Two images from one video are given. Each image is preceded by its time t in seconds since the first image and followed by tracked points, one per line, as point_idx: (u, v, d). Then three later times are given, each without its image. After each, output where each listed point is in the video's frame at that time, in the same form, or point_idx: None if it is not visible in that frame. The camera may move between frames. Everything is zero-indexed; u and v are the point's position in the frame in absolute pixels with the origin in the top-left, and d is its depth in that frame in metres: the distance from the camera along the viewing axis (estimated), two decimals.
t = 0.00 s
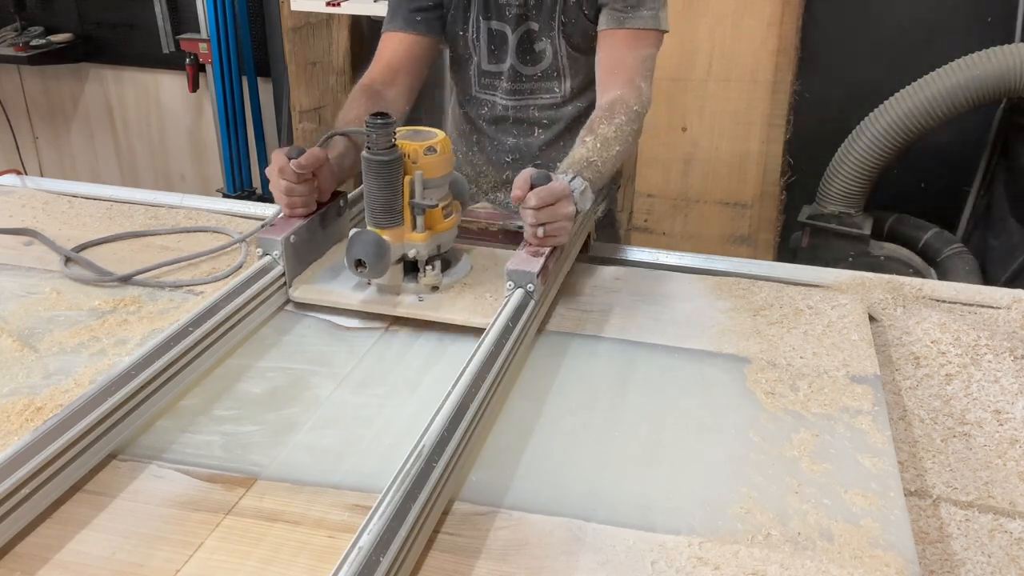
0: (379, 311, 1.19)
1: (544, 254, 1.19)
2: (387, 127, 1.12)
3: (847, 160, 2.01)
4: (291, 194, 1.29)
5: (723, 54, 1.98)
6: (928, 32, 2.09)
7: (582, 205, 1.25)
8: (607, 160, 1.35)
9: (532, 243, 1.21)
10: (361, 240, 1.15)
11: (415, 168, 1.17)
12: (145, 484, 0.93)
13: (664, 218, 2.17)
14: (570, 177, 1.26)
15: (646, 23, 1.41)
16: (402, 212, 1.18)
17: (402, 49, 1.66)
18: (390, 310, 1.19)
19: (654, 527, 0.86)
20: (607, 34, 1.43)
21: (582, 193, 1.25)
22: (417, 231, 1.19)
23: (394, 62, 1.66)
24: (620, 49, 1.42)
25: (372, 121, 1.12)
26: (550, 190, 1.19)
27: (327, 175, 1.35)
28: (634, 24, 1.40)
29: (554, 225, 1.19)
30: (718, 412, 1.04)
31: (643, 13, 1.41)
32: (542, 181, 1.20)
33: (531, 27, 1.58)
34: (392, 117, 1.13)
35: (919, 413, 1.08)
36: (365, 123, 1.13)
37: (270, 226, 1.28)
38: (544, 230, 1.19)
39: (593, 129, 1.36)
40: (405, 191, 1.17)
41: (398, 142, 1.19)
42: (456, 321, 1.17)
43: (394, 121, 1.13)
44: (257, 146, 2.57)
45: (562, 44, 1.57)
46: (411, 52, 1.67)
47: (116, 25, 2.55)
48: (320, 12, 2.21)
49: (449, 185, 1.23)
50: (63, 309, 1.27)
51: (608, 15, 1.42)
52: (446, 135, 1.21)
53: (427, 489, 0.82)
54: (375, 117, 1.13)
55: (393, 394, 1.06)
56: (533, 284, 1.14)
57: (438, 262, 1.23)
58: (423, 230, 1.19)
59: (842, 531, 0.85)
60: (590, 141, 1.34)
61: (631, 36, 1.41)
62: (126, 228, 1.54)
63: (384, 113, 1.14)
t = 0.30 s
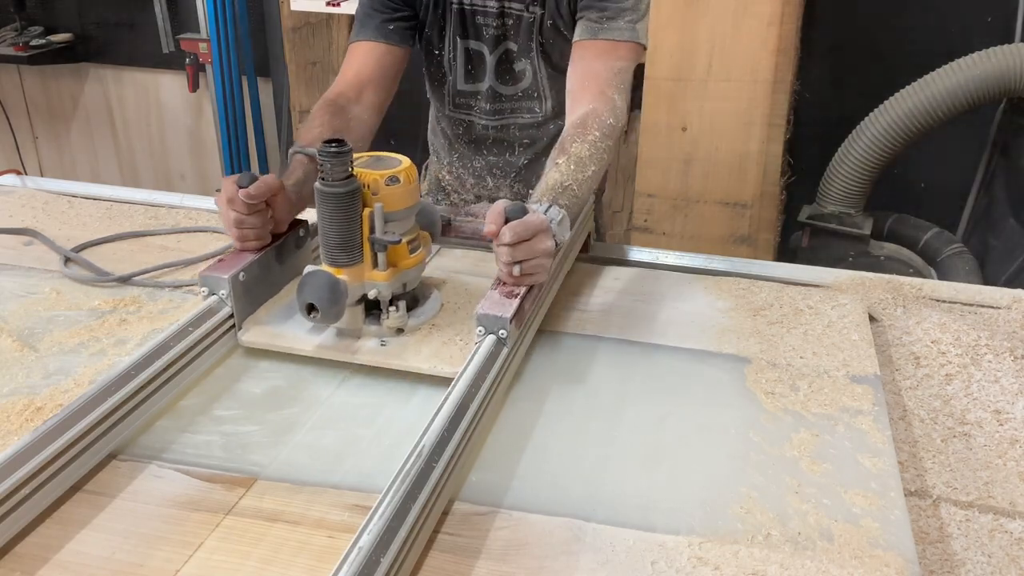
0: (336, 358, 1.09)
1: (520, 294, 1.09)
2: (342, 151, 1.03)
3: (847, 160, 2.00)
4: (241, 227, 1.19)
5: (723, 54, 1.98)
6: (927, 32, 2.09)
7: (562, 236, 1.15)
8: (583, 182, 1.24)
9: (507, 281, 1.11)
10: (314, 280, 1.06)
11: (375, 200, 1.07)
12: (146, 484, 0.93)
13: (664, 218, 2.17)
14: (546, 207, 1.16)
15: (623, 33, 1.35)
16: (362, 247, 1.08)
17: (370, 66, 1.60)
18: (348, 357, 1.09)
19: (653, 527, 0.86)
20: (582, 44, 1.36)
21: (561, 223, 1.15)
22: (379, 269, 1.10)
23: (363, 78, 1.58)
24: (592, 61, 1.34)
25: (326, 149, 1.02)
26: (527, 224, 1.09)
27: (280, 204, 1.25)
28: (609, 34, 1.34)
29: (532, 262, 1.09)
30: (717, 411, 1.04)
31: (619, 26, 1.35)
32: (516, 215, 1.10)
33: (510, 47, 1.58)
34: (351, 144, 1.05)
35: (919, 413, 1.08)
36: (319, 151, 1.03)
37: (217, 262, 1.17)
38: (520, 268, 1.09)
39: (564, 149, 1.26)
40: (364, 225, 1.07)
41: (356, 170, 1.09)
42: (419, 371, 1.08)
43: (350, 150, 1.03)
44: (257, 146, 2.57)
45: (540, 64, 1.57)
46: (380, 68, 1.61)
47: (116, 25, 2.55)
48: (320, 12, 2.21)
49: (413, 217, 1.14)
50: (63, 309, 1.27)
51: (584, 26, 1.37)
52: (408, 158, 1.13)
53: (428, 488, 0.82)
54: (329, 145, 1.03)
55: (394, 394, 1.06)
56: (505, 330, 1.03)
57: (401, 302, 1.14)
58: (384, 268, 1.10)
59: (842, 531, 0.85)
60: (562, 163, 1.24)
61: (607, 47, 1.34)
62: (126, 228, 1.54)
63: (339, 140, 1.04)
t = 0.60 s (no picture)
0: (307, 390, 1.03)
1: (503, 322, 1.03)
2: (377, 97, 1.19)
3: (847, 160, 2.00)
4: (206, 249, 1.13)
5: (723, 54, 1.98)
6: (928, 31, 2.08)
7: (546, 257, 1.11)
8: (569, 201, 1.22)
9: (489, 307, 1.05)
10: (280, 309, 0.98)
11: (347, 223, 1.01)
12: (146, 485, 0.93)
13: (664, 218, 2.17)
14: (529, 228, 1.11)
15: (614, 46, 1.36)
16: (334, 272, 1.02)
17: (354, 80, 1.58)
18: (320, 390, 1.02)
19: (653, 526, 0.86)
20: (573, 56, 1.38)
21: (545, 245, 1.11)
22: (352, 295, 1.04)
23: (345, 92, 1.57)
24: (581, 72, 1.36)
25: (292, 169, 0.95)
26: (510, 247, 1.03)
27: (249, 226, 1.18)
28: (600, 47, 1.36)
29: (517, 287, 1.04)
30: (717, 411, 1.04)
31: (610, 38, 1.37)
32: (499, 237, 1.05)
33: (502, 66, 1.57)
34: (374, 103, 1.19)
35: (919, 413, 1.08)
36: (286, 170, 0.96)
37: (182, 286, 1.11)
38: (503, 294, 1.03)
39: (549, 166, 1.24)
40: (336, 249, 1.01)
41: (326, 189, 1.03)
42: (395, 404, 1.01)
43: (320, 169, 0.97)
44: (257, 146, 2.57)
45: (533, 83, 1.58)
46: (364, 83, 1.59)
47: (116, 25, 2.55)
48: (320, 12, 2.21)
49: (390, 239, 1.07)
50: (63, 309, 1.27)
51: (575, 38, 1.39)
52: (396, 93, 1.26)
53: (427, 489, 0.82)
54: (297, 163, 0.96)
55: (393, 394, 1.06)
56: (486, 362, 0.97)
57: (377, 330, 1.08)
58: (358, 295, 1.04)
59: (842, 531, 0.85)
60: (547, 181, 1.22)
61: (598, 59, 1.36)
62: (126, 228, 1.54)
63: (308, 158, 0.98)
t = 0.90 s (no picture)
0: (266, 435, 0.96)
1: (479, 361, 0.95)
2: None
3: (847, 160, 2.00)
4: (160, 278, 1.05)
5: (723, 54, 1.98)
6: (928, 31, 2.08)
7: (529, 287, 1.02)
8: (550, 225, 1.13)
9: (465, 344, 0.97)
10: (234, 349, 0.92)
11: (309, 253, 0.94)
12: (146, 484, 0.93)
13: (664, 218, 2.17)
14: (509, 254, 1.02)
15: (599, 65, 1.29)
16: (295, 308, 0.95)
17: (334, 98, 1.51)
18: (280, 435, 0.95)
19: (654, 527, 0.86)
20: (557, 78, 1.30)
21: (525, 273, 1.01)
22: (314, 332, 0.97)
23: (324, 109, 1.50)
24: (564, 94, 1.28)
25: (246, 197, 0.88)
26: (488, 279, 0.96)
27: (208, 252, 1.10)
28: (583, 67, 1.29)
29: (495, 322, 0.96)
30: (718, 412, 1.04)
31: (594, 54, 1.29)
32: (475, 268, 0.96)
33: (491, 92, 1.56)
34: None
35: (919, 413, 1.08)
36: (240, 198, 0.89)
37: (133, 320, 1.03)
38: (481, 330, 0.96)
39: (528, 189, 1.15)
40: (296, 283, 0.94)
41: (286, 215, 0.95)
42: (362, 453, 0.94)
43: (278, 197, 0.90)
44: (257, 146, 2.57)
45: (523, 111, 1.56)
46: (344, 103, 1.53)
47: (116, 25, 2.55)
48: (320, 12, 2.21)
49: (359, 268, 1.00)
50: (63, 309, 1.27)
51: (558, 58, 1.32)
52: None
53: (428, 488, 0.82)
54: (252, 190, 0.89)
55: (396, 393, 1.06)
56: (459, 407, 0.90)
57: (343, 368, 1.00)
58: (321, 331, 0.97)
59: (842, 531, 0.85)
60: (526, 205, 1.12)
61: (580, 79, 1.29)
62: (126, 228, 1.54)
63: (265, 183, 0.91)
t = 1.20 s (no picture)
0: (214, 492, 0.89)
1: (450, 409, 0.87)
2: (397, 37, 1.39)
3: (847, 160, 2.00)
4: (104, 315, 0.97)
5: (723, 54, 1.98)
6: (928, 31, 2.08)
7: (507, 322, 0.96)
8: (531, 257, 1.05)
9: (434, 390, 0.90)
10: (172, 402, 0.82)
11: (261, 292, 0.85)
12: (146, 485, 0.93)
13: (665, 218, 2.16)
14: (484, 288, 0.96)
15: (582, 95, 1.24)
16: (246, 352, 0.87)
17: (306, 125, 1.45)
18: (230, 493, 0.88)
19: (654, 526, 0.86)
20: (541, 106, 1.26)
21: (503, 307, 0.95)
22: (268, 378, 0.88)
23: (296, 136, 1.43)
24: (547, 123, 1.23)
25: (187, 232, 0.79)
26: (456, 321, 0.87)
27: (158, 284, 1.02)
28: (566, 96, 1.24)
29: (466, 366, 0.89)
30: (718, 411, 1.04)
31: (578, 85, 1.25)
32: (445, 306, 0.88)
33: (480, 126, 1.55)
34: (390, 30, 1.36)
35: (919, 413, 1.08)
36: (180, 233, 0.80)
37: (71, 362, 0.95)
38: (451, 374, 0.88)
39: (506, 220, 1.08)
40: (247, 326, 0.86)
41: (234, 249, 0.87)
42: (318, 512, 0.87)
43: (223, 231, 0.81)
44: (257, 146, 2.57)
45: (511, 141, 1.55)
46: (316, 127, 1.46)
47: (116, 25, 2.55)
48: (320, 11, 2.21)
49: (319, 305, 0.92)
50: (62, 309, 1.27)
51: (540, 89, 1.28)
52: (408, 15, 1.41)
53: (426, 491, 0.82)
54: (194, 224, 0.80)
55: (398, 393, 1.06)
56: (425, 464, 0.82)
57: (300, 416, 0.94)
58: (275, 377, 0.88)
59: (842, 531, 0.85)
60: (503, 237, 1.04)
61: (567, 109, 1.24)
62: (126, 228, 1.54)
63: (210, 216, 0.82)
